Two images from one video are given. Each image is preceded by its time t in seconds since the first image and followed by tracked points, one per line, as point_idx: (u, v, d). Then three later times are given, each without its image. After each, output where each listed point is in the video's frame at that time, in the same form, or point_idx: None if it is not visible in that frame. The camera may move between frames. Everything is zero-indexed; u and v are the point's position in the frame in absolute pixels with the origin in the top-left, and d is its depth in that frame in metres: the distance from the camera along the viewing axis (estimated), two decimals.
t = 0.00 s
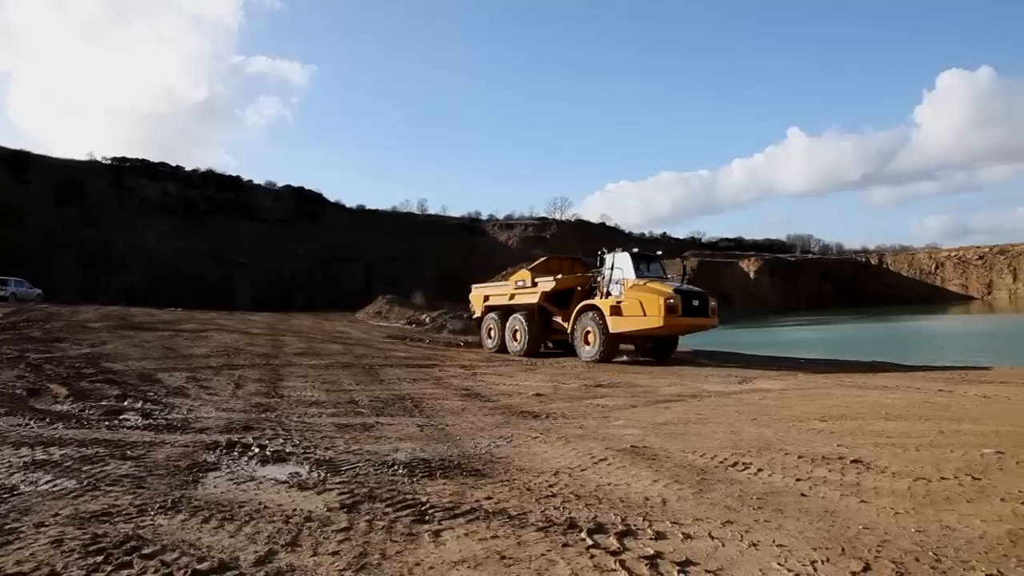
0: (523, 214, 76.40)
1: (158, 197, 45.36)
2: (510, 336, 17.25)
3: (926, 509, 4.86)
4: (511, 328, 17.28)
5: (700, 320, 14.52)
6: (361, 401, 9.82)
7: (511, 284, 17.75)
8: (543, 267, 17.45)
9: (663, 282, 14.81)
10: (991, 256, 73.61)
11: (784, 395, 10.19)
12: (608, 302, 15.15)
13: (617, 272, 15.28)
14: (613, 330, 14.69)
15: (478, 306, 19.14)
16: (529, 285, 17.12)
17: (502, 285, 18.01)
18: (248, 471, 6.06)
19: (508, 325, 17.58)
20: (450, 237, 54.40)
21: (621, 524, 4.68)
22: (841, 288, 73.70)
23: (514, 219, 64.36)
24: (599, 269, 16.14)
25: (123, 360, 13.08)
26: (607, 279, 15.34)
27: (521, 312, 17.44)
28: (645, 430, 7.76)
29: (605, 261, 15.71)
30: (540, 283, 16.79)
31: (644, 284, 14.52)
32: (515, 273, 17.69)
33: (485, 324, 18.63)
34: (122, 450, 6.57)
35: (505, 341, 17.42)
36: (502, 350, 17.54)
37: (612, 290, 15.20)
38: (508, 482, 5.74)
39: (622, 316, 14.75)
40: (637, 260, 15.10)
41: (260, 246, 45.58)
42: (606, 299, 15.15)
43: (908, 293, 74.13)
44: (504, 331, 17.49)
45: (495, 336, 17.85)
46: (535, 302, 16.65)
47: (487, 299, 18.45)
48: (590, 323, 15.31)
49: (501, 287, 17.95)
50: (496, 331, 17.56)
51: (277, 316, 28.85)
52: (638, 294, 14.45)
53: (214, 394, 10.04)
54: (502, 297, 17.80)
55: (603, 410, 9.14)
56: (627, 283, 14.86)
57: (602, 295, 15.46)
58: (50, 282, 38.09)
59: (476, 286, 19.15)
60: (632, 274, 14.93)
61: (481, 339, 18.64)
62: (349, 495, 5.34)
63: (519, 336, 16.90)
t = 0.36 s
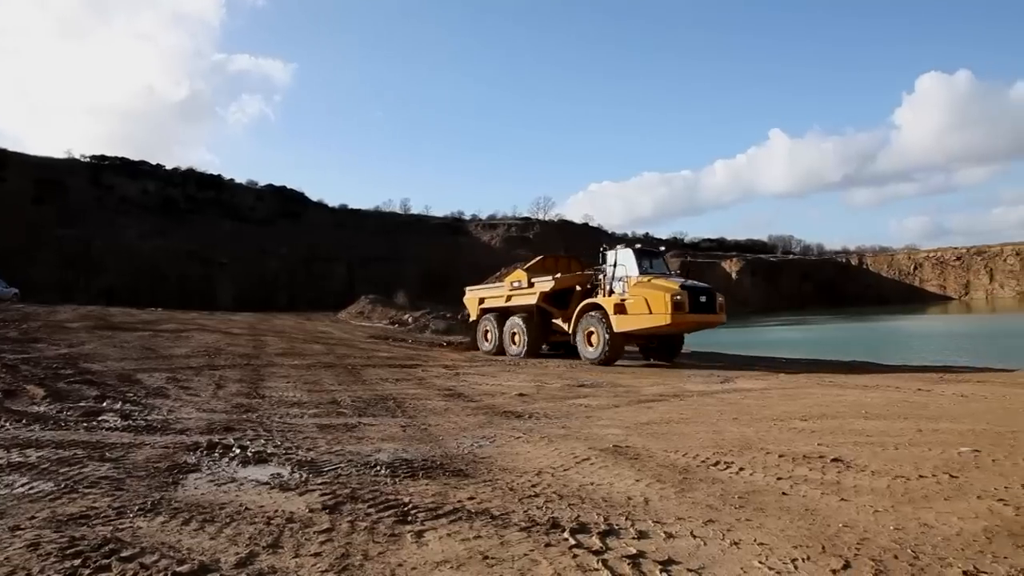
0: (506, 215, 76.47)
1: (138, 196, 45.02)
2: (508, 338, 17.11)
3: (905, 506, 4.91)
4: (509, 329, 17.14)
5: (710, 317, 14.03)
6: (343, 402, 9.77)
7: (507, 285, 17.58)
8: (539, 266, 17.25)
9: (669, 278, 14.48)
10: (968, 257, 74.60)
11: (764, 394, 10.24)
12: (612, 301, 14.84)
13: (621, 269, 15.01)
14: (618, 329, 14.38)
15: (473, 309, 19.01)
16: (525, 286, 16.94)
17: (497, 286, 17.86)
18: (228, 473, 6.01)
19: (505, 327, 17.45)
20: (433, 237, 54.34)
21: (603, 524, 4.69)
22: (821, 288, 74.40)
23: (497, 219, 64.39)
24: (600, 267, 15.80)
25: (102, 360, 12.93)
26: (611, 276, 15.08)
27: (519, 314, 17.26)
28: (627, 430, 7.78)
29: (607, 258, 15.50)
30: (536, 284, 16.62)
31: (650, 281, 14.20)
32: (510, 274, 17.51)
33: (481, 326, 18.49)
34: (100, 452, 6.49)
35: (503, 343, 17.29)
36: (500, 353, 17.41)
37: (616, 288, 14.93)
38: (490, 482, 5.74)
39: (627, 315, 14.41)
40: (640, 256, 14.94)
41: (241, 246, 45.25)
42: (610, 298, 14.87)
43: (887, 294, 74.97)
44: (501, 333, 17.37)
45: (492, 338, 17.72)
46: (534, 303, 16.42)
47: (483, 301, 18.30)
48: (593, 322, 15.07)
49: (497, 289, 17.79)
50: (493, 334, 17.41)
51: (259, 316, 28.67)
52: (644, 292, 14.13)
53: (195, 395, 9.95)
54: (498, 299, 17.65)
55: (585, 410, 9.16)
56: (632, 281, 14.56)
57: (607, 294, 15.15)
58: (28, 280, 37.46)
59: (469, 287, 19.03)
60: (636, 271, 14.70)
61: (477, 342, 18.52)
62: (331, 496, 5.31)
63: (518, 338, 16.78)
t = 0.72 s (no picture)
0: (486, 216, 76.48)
1: (115, 194, 44.79)
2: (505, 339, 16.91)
3: (881, 504, 4.97)
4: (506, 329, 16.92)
5: (718, 321, 13.80)
6: (322, 402, 9.71)
7: (503, 284, 17.34)
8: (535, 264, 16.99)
9: (675, 279, 14.19)
10: (943, 258, 75.76)
11: (743, 394, 10.30)
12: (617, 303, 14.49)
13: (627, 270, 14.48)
14: (623, 332, 14.06)
15: (467, 308, 18.76)
16: (523, 285, 16.70)
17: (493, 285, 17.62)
18: (206, 474, 5.96)
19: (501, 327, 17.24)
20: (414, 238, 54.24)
21: (583, 523, 4.70)
22: (799, 288, 75.19)
23: (478, 219, 64.40)
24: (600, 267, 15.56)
25: (77, 361, 12.75)
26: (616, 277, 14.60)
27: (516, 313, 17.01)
28: (607, 430, 7.80)
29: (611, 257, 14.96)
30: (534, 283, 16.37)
31: (657, 283, 13.88)
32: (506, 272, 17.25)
33: (476, 326, 18.27)
34: (75, 455, 6.40)
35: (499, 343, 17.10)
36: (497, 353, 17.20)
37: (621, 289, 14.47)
38: (471, 482, 5.73)
39: (632, 317, 14.09)
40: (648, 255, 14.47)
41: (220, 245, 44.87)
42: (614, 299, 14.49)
43: (864, 295, 75.94)
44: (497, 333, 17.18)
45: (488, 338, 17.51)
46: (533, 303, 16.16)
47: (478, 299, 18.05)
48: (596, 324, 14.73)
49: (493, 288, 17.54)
50: (489, 334, 17.20)
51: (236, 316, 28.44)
52: (651, 294, 13.81)
53: (172, 396, 9.84)
54: (493, 298, 17.41)
55: (566, 410, 9.17)
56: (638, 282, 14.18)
57: (611, 295, 14.78)
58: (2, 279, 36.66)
59: (462, 286, 18.80)
60: (642, 272, 14.26)
61: (472, 342, 18.33)
62: (310, 497, 5.28)
63: (516, 339, 16.57)
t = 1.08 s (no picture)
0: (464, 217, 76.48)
1: (86, 193, 44.22)
2: (500, 340, 16.56)
3: (854, 502, 5.03)
4: (501, 331, 16.56)
5: (726, 324, 13.42)
6: (299, 403, 9.63)
7: (498, 284, 16.95)
8: (531, 264, 16.62)
9: (683, 281, 13.78)
10: (915, 260, 77.01)
11: (718, 394, 10.36)
12: (621, 304, 14.06)
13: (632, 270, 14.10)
14: (627, 333, 13.62)
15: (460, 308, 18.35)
16: (519, 285, 16.31)
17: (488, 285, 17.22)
18: (179, 476, 5.88)
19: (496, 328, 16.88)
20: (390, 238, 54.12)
21: (560, 523, 4.71)
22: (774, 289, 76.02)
23: (455, 219, 64.36)
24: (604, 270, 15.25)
25: (47, 362, 12.54)
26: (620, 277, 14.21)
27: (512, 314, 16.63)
28: (584, 430, 7.82)
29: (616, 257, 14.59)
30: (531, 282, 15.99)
31: (664, 284, 13.48)
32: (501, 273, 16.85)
33: (468, 327, 17.90)
34: (44, 457, 6.30)
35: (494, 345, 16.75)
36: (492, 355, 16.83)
37: (625, 291, 14.08)
38: (447, 483, 5.72)
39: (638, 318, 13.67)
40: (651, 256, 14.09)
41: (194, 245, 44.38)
42: (618, 299, 14.09)
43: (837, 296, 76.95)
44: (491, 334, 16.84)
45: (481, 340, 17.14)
46: (531, 304, 15.76)
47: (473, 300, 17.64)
48: (599, 325, 14.31)
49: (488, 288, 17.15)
50: (483, 335, 16.83)
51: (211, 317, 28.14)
52: (658, 295, 13.40)
53: (145, 397, 9.70)
54: (489, 299, 17.02)
55: (543, 410, 9.18)
56: (645, 282, 13.78)
57: (614, 296, 14.33)
58: None
59: (455, 285, 18.41)
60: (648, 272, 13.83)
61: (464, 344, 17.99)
62: (286, 499, 5.23)
63: (512, 340, 16.22)
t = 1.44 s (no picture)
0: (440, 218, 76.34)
1: (55, 190, 43.50)
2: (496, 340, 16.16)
3: (826, 501, 5.09)
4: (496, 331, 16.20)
5: (733, 322, 12.89)
6: (273, 405, 9.55)
7: (493, 282, 16.57)
8: (527, 261, 16.27)
9: (688, 278, 13.24)
10: (886, 262, 78.21)
11: (693, 394, 10.42)
12: (623, 303, 13.56)
13: (634, 266, 13.58)
14: (630, 334, 13.13)
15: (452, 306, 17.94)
16: (515, 283, 15.94)
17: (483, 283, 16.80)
18: (150, 479, 5.80)
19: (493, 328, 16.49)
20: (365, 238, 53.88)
21: (536, 523, 4.71)
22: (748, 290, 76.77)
23: (431, 219, 64.25)
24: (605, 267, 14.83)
25: (14, 364, 12.30)
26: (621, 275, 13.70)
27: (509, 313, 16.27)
28: (560, 430, 7.84)
29: (617, 252, 14.08)
30: (526, 280, 15.64)
31: (669, 282, 12.96)
32: (497, 270, 16.46)
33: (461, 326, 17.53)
34: (10, 461, 6.18)
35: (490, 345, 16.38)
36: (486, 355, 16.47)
37: (626, 289, 13.58)
38: (423, 484, 5.70)
39: (641, 318, 13.16)
40: (654, 252, 13.65)
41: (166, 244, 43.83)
42: (620, 298, 13.59)
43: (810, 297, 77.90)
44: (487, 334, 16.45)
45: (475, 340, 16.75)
46: (528, 303, 15.41)
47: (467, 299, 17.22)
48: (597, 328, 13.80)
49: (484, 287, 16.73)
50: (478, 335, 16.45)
51: (183, 317, 27.79)
52: (663, 293, 12.88)
53: (116, 399, 9.56)
54: (483, 297, 16.64)
55: (519, 411, 9.18)
56: (649, 280, 13.25)
57: (616, 295, 13.82)
58: None
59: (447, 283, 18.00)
60: (650, 270, 13.32)
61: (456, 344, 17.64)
62: (259, 501, 5.18)
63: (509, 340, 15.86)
